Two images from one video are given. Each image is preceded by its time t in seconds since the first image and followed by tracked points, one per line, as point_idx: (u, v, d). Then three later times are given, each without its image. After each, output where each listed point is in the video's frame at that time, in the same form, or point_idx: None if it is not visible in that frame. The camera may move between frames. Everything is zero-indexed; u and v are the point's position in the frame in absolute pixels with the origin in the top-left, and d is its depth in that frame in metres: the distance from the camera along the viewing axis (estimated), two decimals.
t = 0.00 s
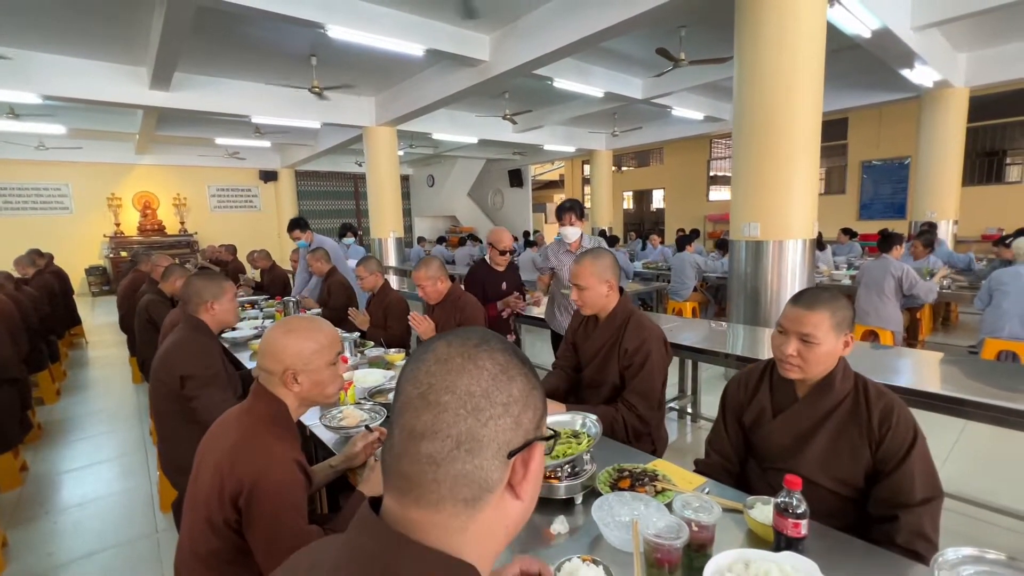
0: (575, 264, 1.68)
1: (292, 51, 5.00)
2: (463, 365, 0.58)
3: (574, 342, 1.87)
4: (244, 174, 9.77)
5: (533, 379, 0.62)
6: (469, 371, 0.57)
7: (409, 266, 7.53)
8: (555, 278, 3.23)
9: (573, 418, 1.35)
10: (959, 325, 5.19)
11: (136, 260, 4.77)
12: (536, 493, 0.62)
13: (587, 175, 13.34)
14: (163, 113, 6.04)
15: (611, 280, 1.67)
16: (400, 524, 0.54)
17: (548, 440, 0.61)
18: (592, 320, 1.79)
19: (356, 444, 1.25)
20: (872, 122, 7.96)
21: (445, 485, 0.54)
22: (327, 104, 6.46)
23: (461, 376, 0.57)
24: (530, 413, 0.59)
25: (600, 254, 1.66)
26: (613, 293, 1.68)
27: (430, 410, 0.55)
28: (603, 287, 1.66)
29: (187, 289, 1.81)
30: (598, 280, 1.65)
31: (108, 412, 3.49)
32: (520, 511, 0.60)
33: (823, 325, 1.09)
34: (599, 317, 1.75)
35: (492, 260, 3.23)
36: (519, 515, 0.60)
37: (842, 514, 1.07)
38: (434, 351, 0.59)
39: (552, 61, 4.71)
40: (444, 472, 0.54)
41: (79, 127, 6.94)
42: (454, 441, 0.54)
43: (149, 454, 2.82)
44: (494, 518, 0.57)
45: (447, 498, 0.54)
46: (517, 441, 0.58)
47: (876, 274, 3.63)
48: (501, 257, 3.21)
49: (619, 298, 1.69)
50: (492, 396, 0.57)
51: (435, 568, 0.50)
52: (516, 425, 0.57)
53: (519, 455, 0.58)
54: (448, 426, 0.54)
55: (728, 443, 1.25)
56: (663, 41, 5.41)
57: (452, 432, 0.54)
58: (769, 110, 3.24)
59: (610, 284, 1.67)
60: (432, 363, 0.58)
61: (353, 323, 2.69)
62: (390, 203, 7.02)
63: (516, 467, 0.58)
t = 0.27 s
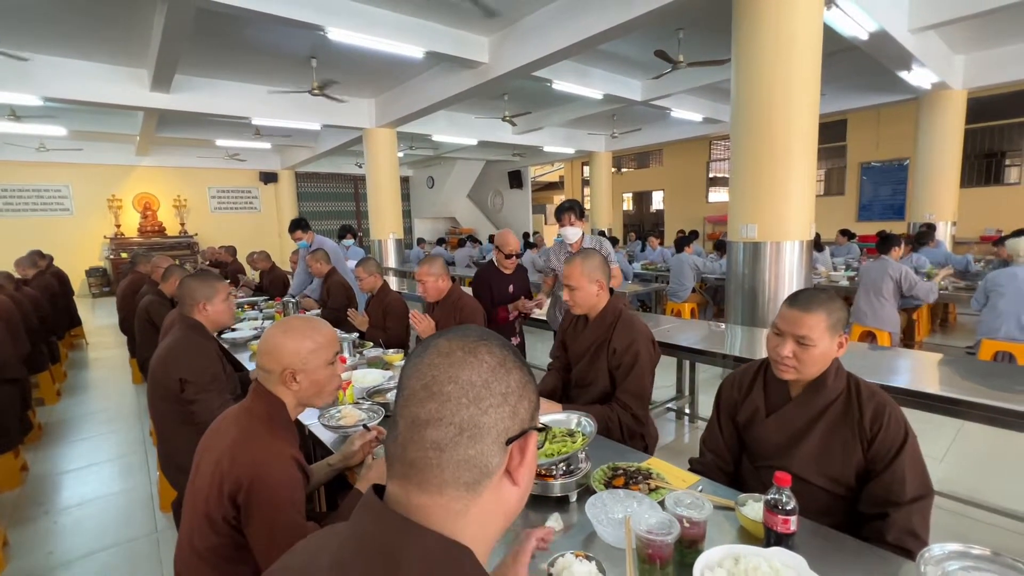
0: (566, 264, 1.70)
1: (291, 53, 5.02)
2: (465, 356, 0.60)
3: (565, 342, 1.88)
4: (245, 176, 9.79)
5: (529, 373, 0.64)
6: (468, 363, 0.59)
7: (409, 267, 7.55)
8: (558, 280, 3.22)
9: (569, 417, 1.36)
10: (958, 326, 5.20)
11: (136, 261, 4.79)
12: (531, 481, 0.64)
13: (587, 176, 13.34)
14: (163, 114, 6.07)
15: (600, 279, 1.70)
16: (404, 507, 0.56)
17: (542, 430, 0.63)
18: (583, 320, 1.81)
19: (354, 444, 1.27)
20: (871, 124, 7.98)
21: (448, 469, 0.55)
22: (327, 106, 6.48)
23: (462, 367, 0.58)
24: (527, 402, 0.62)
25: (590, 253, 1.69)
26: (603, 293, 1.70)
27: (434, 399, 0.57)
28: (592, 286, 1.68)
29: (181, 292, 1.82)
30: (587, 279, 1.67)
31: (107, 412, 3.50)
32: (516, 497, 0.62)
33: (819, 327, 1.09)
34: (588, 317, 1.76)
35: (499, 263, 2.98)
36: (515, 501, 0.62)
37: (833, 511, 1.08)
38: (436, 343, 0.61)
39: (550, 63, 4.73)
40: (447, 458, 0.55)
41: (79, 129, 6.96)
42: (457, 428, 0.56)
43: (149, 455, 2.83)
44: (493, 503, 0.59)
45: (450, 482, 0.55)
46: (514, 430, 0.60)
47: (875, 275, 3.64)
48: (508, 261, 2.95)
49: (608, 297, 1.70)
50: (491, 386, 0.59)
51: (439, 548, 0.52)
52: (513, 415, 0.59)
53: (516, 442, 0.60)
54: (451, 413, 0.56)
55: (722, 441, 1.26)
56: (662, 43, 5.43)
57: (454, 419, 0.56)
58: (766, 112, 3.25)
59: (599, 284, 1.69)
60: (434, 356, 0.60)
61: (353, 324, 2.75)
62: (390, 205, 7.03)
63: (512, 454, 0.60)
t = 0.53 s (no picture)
0: (549, 266, 1.70)
1: (291, 56, 5.04)
2: (455, 347, 0.62)
3: (550, 341, 1.89)
4: (244, 178, 9.81)
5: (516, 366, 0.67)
6: (458, 354, 0.61)
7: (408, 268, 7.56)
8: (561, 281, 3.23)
9: (566, 418, 1.38)
10: (955, 327, 5.22)
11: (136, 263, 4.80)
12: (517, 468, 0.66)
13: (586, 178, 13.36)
14: (163, 116, 6.09)
15: (584, 278, 1.70)
16: (398, 490, 0.58)
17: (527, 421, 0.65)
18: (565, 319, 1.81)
19: (351, 443, 1.28)
20: (869, 126, 8.00)
21: (440, 452, 0.57)
22: (326, 108, 6.50)
23: (452, 358, 0.61)
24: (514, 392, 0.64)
25: (573, 255, 1.69)
26: (587, 291, 1.71)
27: (425, 387, 0.59)
28: (577, 286, 1.68)
29: (180, 293, 1.85)
30: (572, 279, 1.67)
31: (107, 413, 3.51)
32: (504, 483, 0.64)
33: (810, 329, 1.10)
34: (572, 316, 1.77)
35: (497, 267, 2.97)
36: (502, 487, 0.64)
37: (822, 508, 1.10)
38: (428, 336, 0.64)
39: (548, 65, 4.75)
40: (439, 441, 0.57)
41: (80, 131, 6.98)
42: (448, 414, 0.58)
43: (148, 455, 2.84)
44: (481, 488, 0.61)
45: (441, 463, 0.57)
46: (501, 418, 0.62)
47: (874, 277, 3.66)
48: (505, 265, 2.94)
49: (592, 296, 1.72)
50: (479, 375, 0.61)
51: (428, 528, 0.54)
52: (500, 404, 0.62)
53: (503, 430, 0.63)
54: (442, 399, 0.58)
55: (713, 440, 1.28)
56: (660, 46, 5.46)
57: (445, 405, 0.58)
58: (762, 114, 3.28)
59: (583, 282, 1.70)
60: (426, 349, 0.62)
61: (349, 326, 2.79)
62: (389, 207, 7.04)
63: (499, 440, 0.62)
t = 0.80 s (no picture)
0: (534, 271, 1.70)
1: (290, 58, 5.06)
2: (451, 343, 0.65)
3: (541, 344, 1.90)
4: (244, 180, 9.83)
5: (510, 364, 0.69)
6: (454, 349, 0.64)
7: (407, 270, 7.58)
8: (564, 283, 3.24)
9: (560, 418, 1.39)
10: (951, 327, 5.25)
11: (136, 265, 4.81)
12: (509, 462, 0.68)
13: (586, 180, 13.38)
14: (163, 118, 6.10)
15: (569, 280, 1.72)
16: (394, 477, 0.60)
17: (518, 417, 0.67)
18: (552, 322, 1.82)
19: (349, 443, 1.30)
20: (867, 127, 8.03)
21: (435, 439, 0.59)
22: (325, 110, 6.52)
23: (448, 353, 0.63)
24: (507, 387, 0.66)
25: (556, 258, 1.69)
26: (573, 293, 1.73)
27: (423, 377, 0.62)
28: (564, 288, 1.69)
29: (180, 294, 1.86)
30: (558, 283, 1.68)
31: (106, 415, 3.53)
32: (496, 476, 0.65)
33: (801, 331, 1.12)
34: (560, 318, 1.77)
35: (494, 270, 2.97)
36: (494, 480, 0.65)
37: (813, 506, 1.12)
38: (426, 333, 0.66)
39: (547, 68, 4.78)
40: (434, 428, 0.60)
41: (80, 133, 7.00)
42: (444, 403, 0.60)
43: (147, 456, 2.85)
44: (474, 479, 0.62)
45: (435, 450, 0.59)
46: (495, 411, 0.64)
47: (874, 278, 3.68)
48: (501, 267, 2.94)
49: (577, 297, 1.74)
50: (473, 369, 0.64)
51: (423, 512, 0.55)
52: (493, 399, 0.64)
53: (495, 425, 0.64)
54: (439, 389, 0.61)
55: (706, 439, 1.29)
56: (657, 48, 5.48)
57: (441, 395, 0.60)
58: (759, 116, 3.30)
59: (569, 284, 1.71)
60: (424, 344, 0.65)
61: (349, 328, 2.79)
62: (388, 209, 7.06)
63: (492, 433, 0.64)
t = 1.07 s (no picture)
0: (525, 280, 1.68)
1: (290, 61, 5.09)
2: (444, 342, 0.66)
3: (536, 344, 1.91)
4: (243, 182, 9.85)
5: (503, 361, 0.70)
6: (448, 347, 0.66)
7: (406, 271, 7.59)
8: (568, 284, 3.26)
9: (556, 417, 1.41)
10: (948, 328, 5.27)
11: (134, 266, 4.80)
12: (502, 457, 0.69)
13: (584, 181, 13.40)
14: (162, 120, 6.12)
15: (562, 284, 1.71)
16: (390, 471, 0.61)
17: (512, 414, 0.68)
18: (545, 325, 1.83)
19: (347, 442, 1.31)
20: (864, 129, 8.06)
21: (429, 434, 0.61)
22: (324, 112, 6.53)
23: (442, 352, 0.65)
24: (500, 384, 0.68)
25: (546, 265, 1.67)
26: (565, 297, 1.73)
27: (418, 375, 0.63)
28: (557, 294, 1.69)
29: (183, 295, 1.87)
30: (551, 289, 1.68)
31: (106, 416, 3.53)
32: (490, 471, 0.67)
33: (792, 332, 1.13)
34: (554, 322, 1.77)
35: (501, 272, 2.98)
36: (488, 474, 0.67)
37: (805, 505, 1.13)
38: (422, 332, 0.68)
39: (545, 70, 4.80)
40: (429, 423, 0.61)
41: (79, 135, 7.01)
42: (438, 401, 0.62)
43: (147, 457, 2.86)
44: (468, 473, 0.64)
45: (430, 445, 0.61)
46: (488, 408, 0.66)
47: (871, 279, 3.70)
48: (510, 270, 2.94)
49: (570, 300, 1.74)
50: (467, 367, 0.65)
51: (419, 503, 0.57)
52: (486, 396, 0.65)
53: (490, 421, 0.66)
54: (432, 387, 0.62)
55: (701, 439, 1.31)
56: (655, 51, 5.51)
57: (435, 392, 0.62)
58: (755, 118, 3.32)
59: (562, 289, 1.71)
60: (419, 344, 0.66)
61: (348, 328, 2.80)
62: (387, 210, 7.07)
63: (485, 429, 0.66)
